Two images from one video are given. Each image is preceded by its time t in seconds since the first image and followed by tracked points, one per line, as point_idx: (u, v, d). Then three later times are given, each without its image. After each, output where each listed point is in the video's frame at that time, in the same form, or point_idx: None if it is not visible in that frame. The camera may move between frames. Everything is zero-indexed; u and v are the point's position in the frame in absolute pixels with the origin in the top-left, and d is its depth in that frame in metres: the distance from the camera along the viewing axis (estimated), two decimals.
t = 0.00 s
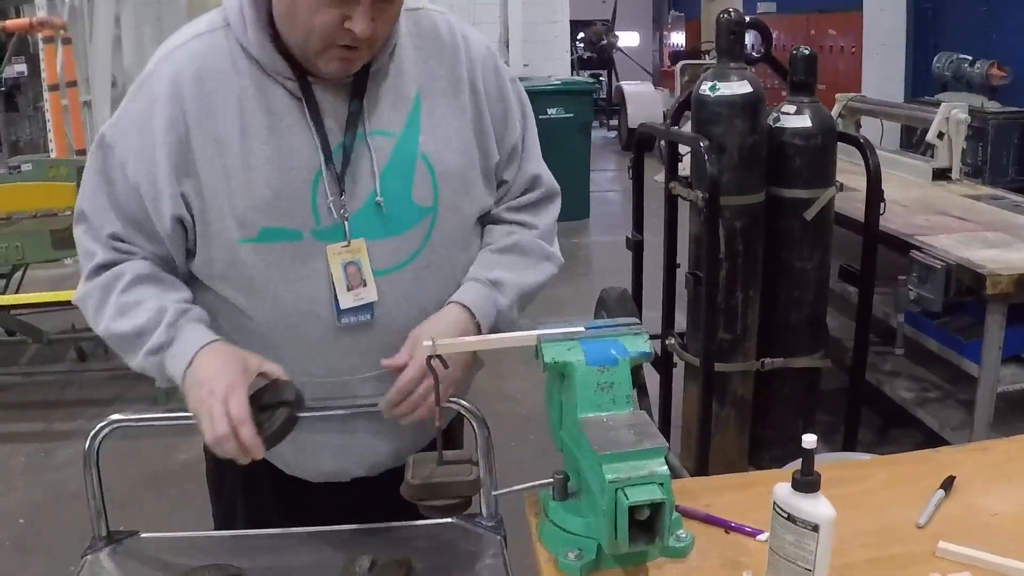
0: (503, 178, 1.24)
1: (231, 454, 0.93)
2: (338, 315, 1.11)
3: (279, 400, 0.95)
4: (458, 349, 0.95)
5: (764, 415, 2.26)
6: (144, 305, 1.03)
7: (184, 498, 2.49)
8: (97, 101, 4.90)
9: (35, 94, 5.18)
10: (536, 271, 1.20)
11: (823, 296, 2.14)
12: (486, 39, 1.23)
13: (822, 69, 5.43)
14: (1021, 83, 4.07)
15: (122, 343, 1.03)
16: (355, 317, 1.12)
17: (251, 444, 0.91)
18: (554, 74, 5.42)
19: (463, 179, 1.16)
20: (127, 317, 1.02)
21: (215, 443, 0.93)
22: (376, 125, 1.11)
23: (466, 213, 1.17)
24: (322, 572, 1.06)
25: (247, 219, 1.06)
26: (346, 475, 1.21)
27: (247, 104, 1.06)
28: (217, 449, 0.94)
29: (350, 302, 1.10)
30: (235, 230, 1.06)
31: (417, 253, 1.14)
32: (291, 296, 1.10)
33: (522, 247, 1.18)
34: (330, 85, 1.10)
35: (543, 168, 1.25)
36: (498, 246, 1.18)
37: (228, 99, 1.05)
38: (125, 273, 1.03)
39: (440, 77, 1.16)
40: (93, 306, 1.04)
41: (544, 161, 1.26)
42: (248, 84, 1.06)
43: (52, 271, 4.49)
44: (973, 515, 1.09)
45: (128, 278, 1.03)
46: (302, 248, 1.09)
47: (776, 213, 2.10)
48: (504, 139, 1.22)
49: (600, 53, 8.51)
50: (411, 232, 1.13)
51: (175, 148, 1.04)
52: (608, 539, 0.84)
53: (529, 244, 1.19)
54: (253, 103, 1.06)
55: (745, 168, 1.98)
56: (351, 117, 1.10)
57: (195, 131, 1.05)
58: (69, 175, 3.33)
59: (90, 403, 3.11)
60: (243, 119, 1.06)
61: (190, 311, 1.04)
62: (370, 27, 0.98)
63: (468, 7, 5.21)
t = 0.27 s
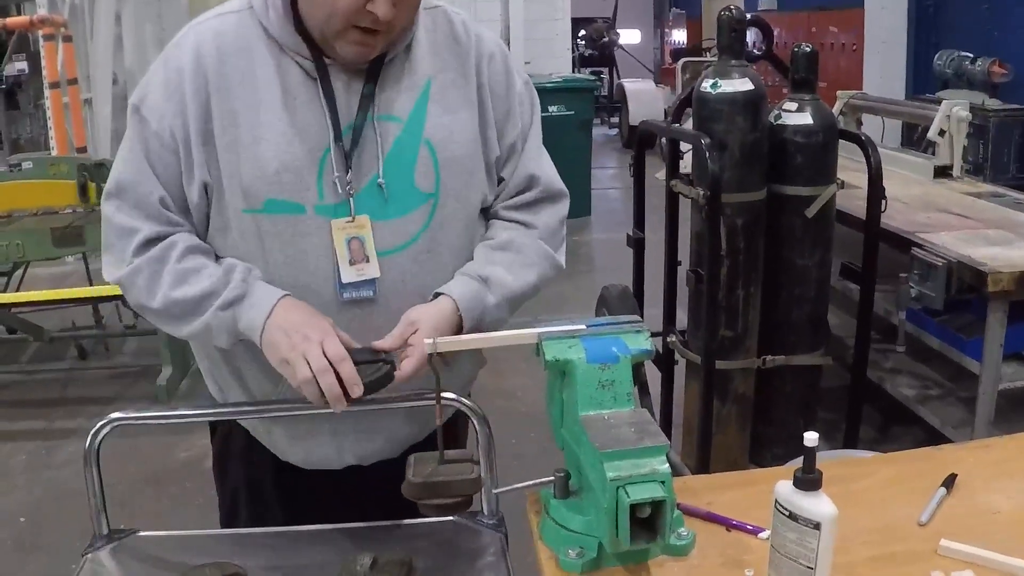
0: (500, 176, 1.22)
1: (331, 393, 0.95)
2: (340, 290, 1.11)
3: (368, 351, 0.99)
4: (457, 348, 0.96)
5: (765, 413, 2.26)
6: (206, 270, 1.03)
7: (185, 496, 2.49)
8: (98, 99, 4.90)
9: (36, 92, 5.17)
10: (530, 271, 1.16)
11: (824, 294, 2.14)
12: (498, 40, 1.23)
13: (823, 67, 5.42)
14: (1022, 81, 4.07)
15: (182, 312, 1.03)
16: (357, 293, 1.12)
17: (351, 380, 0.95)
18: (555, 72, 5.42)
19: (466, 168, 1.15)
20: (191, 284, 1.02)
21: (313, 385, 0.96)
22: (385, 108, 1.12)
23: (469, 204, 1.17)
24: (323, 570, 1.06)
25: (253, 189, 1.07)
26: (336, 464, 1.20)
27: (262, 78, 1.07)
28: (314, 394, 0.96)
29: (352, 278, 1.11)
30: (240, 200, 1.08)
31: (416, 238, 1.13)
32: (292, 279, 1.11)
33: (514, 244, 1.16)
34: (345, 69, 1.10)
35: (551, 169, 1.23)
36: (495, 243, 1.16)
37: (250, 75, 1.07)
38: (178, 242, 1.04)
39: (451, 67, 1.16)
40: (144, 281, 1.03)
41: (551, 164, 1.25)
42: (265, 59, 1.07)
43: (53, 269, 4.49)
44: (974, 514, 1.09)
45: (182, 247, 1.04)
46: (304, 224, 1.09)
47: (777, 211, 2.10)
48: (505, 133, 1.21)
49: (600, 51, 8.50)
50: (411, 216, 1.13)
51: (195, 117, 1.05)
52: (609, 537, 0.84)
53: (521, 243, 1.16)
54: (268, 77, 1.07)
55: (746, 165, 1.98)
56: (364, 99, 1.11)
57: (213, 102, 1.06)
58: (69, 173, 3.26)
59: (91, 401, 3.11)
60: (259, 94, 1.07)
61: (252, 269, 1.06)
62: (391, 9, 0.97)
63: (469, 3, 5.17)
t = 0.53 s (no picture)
0: (501, 171, 1.22)
1: (347, 415, 0.90)
2: (350, 281, 1.11)
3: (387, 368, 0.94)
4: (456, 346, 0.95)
5: (764, 411, 2.25)
6: (220, 279, 1.00)
7: (184, 494, 2.49)
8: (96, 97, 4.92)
9: (35, 90, 5.17)
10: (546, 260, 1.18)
11: (823, 291, 2.14)
12: (498, 38, 1.23)
13: (821, 64, 5.41)
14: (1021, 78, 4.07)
15: (193, 320, 0.99)
16: (367, 283, 1.11)
17: (367, 402, 0.90)
18: (554, 69, 5.41)
19: (472, 162, 1.15)
20: (204, 291, 0.99)
21: (326, 407, 0.91)
22: (392, 101, 1.12)
23: (475, 198, 1.17)
24: (321, 569, 1.06)
25: (263, 181, 1.06)
26: (347, 455, 1.21)
27: (271, 70, 1.06)
28: (328, 415, 0.91)
29: (363, 267, 1.10)
30: (250, 190, 1.06)
31: (423, 231, 1.13)
32: (291, 271, 1.09)
33: (530, 235, 1.17)
34: (352, 63, 1.10)
35: (550, 165, 1.24)
36: (507, 237, 1.16)
37: (260, 68, 1.06)
38: (194, 247, 1.01)
39: (455, 62, 1.16)
40: (154, 283, 0.99)
41: (549, 160, 1.26)
42: (274, 52, 1.07)
43: (52, 268, 4.49)
44: (973, 510, 1.09)
45: (197, 253, 1.00)
46: (315, 216, 1.08)
47: (776, 208, 2.10)
48: (506, 129, 1.21)
49: (599, 48, 8.49)
50: (418, 208, 1.12)
51: (207, 108, 1.04)
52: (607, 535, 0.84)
53: (538, 234, 1.18)
54: (278, 70, 1.06)
55: (745, 162, 1.98)
56: (371, 92, 1.10)
57: (223, 94, 1.05)
58: (68, 171, 3.26)
59: (90, 399, 3.11)
60: (269, 87, 1.06)
61: (269, 285, 1.02)
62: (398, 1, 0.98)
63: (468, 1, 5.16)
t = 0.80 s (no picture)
0: (493, 170, 1.22)
1: (359, 437, 0.91)
2: (353, 279, 1.10)
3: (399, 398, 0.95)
4: (453, 344, 0.94)
5: (762, 409, 2.25)
6: (233, 289, 0.98)
7: (182, 493, 2.49)
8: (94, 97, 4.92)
9: (33, 89, 5.16)
10: (551, 269, 1.18)
11: (821, 288, 2.14)
12: (493, 37, 1.23)
13: (819, 62, 5.41)
14: (1019, 75, 4.07)
15: (202, 326, 0.97)
16: (370, 281, 1.11)
17: (382, 426, 0.91)
18: (552, 68, 5.41)
19: (471, 161, 1.15)
20: (216, 299, 0.97)
21: (339, 427, 0.90)
22: (391, 99, 1.11)
23: (473, 195, 1.17)
24: (318, 567, 1.05)
25: (266, 178, 1.05)
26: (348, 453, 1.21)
27: (273, 67, 1.06)
28: (339, 436, 0.91)
29: (366, 266, 1.09)
30: (252, 189, 1.06)
31: (423, 229, 1.13)
32: (287, 270, 1.09)
33: (534, 247, 1.18)
34: (352, 62, 1.09)
35: (542, 165, 1.25)
36: (515, 248, 1.17)
37: (263, 65, 1.05)
38: (208, 254, 0.99)
39: (452, 61, 1.16)
40: (164, 285, 0.97)
41: (541, 160, 1.26)
42: (275, 50, 1.06)
43: (50, 267, 4.48)
44: (971, 507, 1.09)
45: (212, 259, 0.99)
46: (317, 214, 1.08)
47: (773, 206, 2.09)
48: (501, 129, 1.21)
49: (597, 46, 8.48)
50: (418, 207, 1.12)
51: (212, 105, 1.03)
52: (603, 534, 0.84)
53: (540, 244, 1.18)
54: (279, 67, 1.06)
55: (743, 160, 1.98)
56: (371, 91, 1.10)
57: (226, 91, 1.04)
58: (65, 170, 3.25)
59: (88, 399, 3.10)
60: (271, 84, 1.05)
61: (283, 301, 1.00)
62: None
63: None
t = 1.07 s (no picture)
0: (486, 169, 1.21)
1: (364, 444, 0.90)
2: (350, 278, 1.10)
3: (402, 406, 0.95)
4: (450, 341, 0.94)
5: (761, 405, 2.25)
6: (236, 292, 0.98)
7: (181, 491, 2.49)
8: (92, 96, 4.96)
9: (31, 87, 5.16)
10: (544, 272, 1.18)
11: (820, 285, 2.13)
12: (489, 35, 1.23)
13: (818, 58, 5.41)
14: (1018, 71, 4.06)
15: (203, 328, 0.97)
16: (366, 280, 1.11)
17: (386, 434, 0.91)
18: (550, 64, 5.40)
19: (467, 159, 1.15)
20: (219, 302, 0.97)
21: (343, 434, 0.90)
22: (387, 97, 1.11)
23: (469, 194, 1.17)
24: (315, 565, 1.05)
25: (263, 176, 1.05)
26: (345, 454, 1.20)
27: (269, 64, 1.05)
28: (343, 444, 0.91)
29: (362, 264, 1.09)
30: (248, 187, 1.05)
31: (420, 227, 1.13)
32: (284, 268, 1.08)
33: (526, 249, 1.18)
34: (348, 59, 1.09)
35: (536, 164, 1.25)
36: (509, 250, 1.16)
37: (260, 63, 1.05)
38: (212, 255, 0.99)
39: (448, 59, 1.16)
40: (167, 285, 0.96)
41: (535, 159, 1.26)
42: (272, 48, 1.06)
43: (48, 265, 4.48)
44: (968, 504, 1.09)
45: (215, 261, 0.99)
46: (313, 213, 1.07)
47: (771, 203, 2.09)
48: (496, 127, 1.21)
49: (596, 43, 8.47)
50: (415, 206, 1.12)
51: (210, 102, 1.03)
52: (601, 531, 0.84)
53: (532, 247, 1.18)
54: (275, 64, 1.06)
55: (741, 157, 1.97)
56: (367, 89, 1.10)
57: (223, 88, 1.04)
58: (64, 169, 3.25)
59: (86, 397, 3.10)
60: (268, 81, 1.05)
61: (286, 306, 1.01)
62: None
63: None
